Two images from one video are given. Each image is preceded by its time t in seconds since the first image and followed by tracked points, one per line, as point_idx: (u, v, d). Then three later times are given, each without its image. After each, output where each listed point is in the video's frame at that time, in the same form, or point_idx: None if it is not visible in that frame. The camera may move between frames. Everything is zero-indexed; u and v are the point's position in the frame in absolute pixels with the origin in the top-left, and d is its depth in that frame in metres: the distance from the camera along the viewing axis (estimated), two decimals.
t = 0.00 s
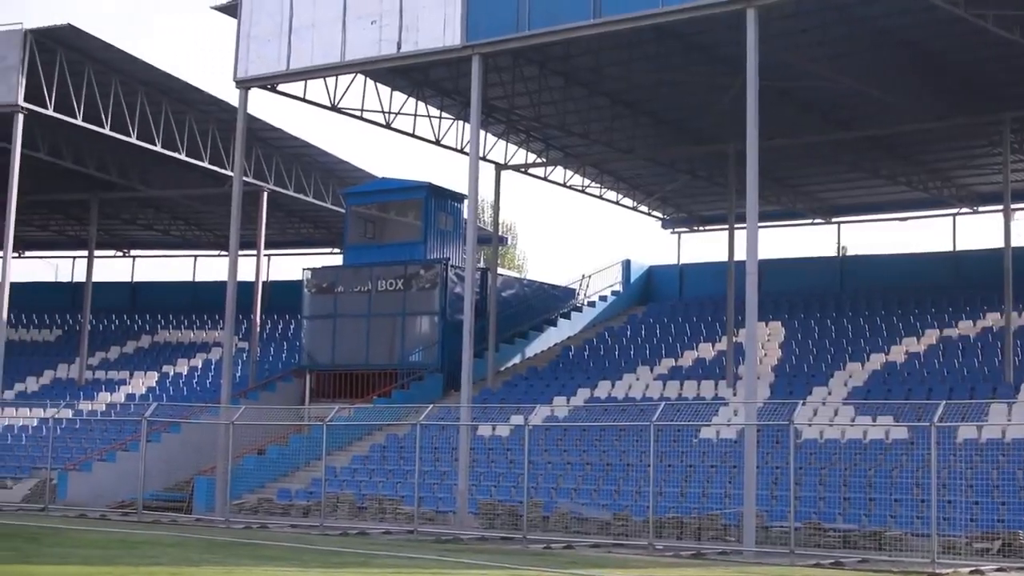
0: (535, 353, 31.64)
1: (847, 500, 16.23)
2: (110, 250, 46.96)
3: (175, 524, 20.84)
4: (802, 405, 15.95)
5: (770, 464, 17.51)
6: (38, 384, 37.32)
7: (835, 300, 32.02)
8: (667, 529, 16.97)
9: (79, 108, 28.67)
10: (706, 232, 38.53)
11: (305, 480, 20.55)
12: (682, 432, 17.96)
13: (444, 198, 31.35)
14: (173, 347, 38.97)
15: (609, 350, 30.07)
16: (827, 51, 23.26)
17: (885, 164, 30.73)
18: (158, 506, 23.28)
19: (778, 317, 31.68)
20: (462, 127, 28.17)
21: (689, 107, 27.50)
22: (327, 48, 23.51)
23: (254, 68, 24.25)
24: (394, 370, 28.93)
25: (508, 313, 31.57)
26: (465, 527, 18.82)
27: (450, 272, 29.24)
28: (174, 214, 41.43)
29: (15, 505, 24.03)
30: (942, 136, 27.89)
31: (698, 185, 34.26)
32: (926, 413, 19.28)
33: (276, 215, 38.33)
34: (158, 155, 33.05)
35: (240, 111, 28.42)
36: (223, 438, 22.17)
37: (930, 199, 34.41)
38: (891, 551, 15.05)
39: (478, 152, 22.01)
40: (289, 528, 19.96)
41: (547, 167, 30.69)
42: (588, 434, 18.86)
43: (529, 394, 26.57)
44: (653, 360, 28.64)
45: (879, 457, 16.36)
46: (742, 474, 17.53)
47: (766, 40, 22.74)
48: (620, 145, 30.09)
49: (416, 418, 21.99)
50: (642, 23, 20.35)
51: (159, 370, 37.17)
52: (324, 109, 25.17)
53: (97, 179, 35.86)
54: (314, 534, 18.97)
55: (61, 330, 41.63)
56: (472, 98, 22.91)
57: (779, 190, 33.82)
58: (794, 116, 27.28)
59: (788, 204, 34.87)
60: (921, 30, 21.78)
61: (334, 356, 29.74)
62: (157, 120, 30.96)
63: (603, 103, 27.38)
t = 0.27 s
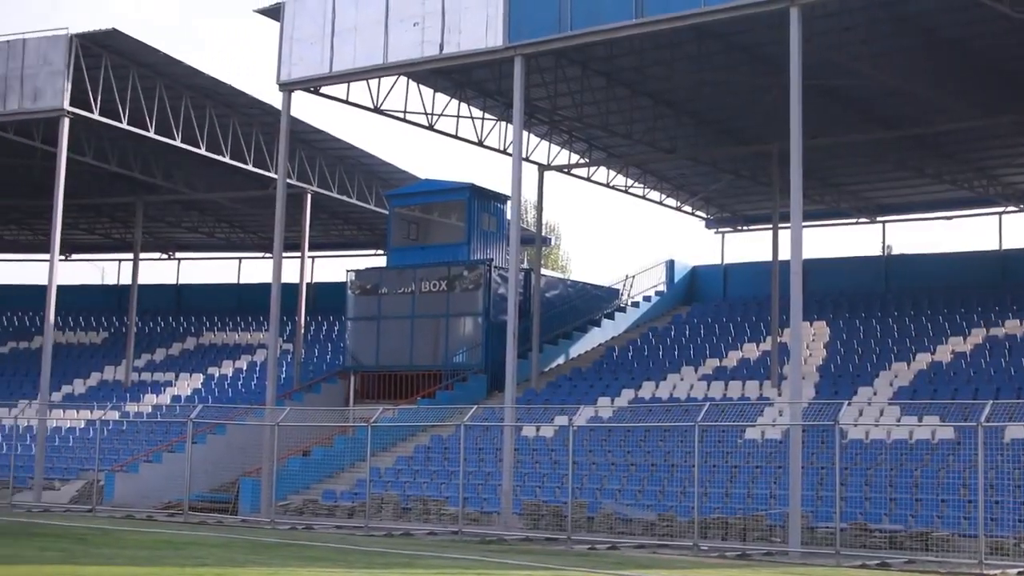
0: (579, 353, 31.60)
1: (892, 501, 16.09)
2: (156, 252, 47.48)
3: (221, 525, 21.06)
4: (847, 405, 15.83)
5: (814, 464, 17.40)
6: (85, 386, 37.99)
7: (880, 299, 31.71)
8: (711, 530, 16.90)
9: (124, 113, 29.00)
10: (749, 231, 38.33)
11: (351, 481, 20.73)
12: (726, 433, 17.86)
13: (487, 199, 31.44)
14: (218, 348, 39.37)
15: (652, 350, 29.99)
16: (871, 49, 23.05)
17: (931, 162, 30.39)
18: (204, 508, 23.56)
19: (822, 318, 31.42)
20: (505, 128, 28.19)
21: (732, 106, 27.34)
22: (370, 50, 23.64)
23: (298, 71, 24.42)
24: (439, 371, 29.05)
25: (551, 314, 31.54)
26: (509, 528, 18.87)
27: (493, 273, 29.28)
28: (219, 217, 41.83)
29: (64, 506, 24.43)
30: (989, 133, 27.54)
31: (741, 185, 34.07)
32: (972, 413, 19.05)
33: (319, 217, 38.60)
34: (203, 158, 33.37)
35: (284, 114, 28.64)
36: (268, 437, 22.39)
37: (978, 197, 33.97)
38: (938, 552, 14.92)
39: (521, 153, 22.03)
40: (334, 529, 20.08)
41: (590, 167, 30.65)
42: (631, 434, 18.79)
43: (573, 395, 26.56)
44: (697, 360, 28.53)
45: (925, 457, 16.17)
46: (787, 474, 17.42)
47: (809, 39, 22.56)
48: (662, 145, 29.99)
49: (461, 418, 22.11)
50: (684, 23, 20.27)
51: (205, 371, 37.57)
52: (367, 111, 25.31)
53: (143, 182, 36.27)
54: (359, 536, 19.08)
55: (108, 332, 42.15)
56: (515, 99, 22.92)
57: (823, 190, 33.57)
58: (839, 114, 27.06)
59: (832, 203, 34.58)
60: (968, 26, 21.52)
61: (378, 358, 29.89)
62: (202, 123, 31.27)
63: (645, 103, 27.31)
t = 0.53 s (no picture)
0: (623, 353, 31.50)
1: (939, 502, 16.05)
2: (201, 255, 47.96)
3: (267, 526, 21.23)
4: (892, 404, 15.71)
5: (860, 464, 17.33)
6: (131, 388, 38.25)
7: (926, 298, 31.38)
8: (755, 530, 16.82)
9: (169, 116, 29.31)
10: (792, 231, 38.09)
11: (394, 482, 20.87)
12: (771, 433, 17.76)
13: (529, 200, 31.48)
14: (262, 349, 39.69)
15: (696, 350, 29.88)
16: (915, 47, 22.83)
17: (977, 160, 30.05)
18: (249, 509, 23.78)
19: (867, 317, 31.10)
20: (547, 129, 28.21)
21: (774, 106, 27.18)
22: (413, 52, 23.73)
23: (340, 73, 24.57)
24: (483, 372, 29.11)
25: (594, 314, 31.51)
26: (553, 529, 18.72)
27: (536, 274, 29.29)
28: (262, 219, 42.18)
29: (110, 507, 24.71)
30: None
31: (784, 184, 33.86)
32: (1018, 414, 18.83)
33: (362, 219, 38.81)
34: (246, 161, 33.66)
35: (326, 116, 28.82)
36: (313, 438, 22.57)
37: None
38: (985, 552, 14.86)
39: (563, 154, 22.04)
40: (378, 530, 20.12)
41: (633, 167, 30.59)
42: (675, 435, 18.73)
43: (616, 395, 26.51)
44: (741, 360, 28.39)
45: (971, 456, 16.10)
46: (832, 475, 17.31)
47: (852, 38, 22.39)
48: (705, 145, 29.87)
49: (503, 418, 22.18)
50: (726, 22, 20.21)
51: (249, 372, 37.89)
52: (410, 113, 25.41)
53: (187, 185, 36.63)
54: (403, 536, 19.14)
55: (152, 333, 42.64)
56: (557, 99, 22.92)
57: (867, 189, 33.29)
58: (883, 113, 26.82)
59: (876, 202, 34.29)
60: (1014, 23, 21.26)
61: (422, 358, 30.01)
62: (245, 126, 31.55)
63: (687, 102, 27.20)
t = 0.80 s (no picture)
0: (667, 353, 31.38)
1: (986, 502, 15.88)
2: (245, 257, 48.36)
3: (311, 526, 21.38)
4: (938, 404, 15.57)
5: (905, 465, 17.15)
6: (176, 390, 38.52)
7: (972, 298, 31.02)
8: (800, 531, 16.76)
9: (213, 119, 29.61)
10: (837, 231, 37.80)
11: (438, 483, 21.00)
12: (816, 433, 17.57)
13: (572, 200, 31.47)
14: (306, 351, 39.96)
15: (740, 350, 29.73)
16: (960, 44, 22.59)
17: None
18: (294, 510, 23.97)
19: (912, 317, 30.74)
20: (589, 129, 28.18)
21: (818, 105, 27.00)
22: (455, 53, 23.82)
23: (383, 75, 24.71)
24: (526, 373, 29.13)
25: (637, 315, 31.45)
26: (596, 530, 18.85)
27: (579, 275, 29.28)
28: (305, 221, 42.48)
29: (156, 508, 25.03)
30: None
31: (828, 183, 33.62)
32: None
33: (405, 220, 38.97)
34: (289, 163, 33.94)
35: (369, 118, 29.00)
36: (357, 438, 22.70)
37: None
38: None
39: (606, 155, 22.04)
40: (422, 531, 20.17)
41: (676, 168, 30.49)
42: (719, 436, 18.70)
43: (660, 396, 26.45)
44: (785, 360, 28.19)
45: (1018, 456, 15.90)
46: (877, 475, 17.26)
47: (896, 36, 22.19)
48: (748, 145, 29.71)
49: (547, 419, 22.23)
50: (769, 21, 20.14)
51: (293, 374, 38.15)
52: (452, 114, 25.50)
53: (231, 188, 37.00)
54: (446, 538, 19.18)
55: (197, 336, 43.09)
56: (599, 100, 22.91)
57: (912, 188, 32.97)
58: (928, 111, 26.55)
59: (922, 201, 33.93)
60: None
61: (465, 360, 30.10)
62: (289, 129, 31.79)
63: (730, 102, 27.09)
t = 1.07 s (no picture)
0: (707, 354, 31.26)
1: None
2: (285, 259, 48.70)
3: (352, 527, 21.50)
4: (981, 403, 15.36)
5: (947, 466, 16.98)
6: (217, 391, 38.80)
7: (1016, 297, 30.65)
8: (842, 531, 16.63)
9: (252, 122, 29.87)
10: (877, 230, 37.50)
11: (478, 484, 21.02)
12: (857, 433, 17.45)
13: (612, 200, 31.44)
14: (346, 352, 40.18)
15: (780, 350, 29.55)
16: (1003, 41, 22.35)
17: None
18: (336, 510, 24.14)
19: (955, 317, 30.41)
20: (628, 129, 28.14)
21: (858, 103, 26.80)
22: (493, 54, 23.87)
23: (421, 76, 24.81)
24: (566, 374, 29.12)
25: (677, 315, 31.36)
26: (637, 530, 18.68)
27: (619, 275, 29.24)
28: (345, 223, 42.72)
29: (198, 509, 25.29)
30: None
31: (869, 182, 33.36)
32: None
33: (443, 222, 39.09)
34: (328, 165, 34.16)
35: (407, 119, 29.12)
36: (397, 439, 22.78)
37: None
38: None
39: (645, 155, 22.01)
40: (462, 531, 20.21)
41: (715, 168, 30.37)
42: (760, 436, 18.60)
43: (700, 397, 26.36)
44: (826, 360, 28.00)
45: None
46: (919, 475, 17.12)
47: (937, 33, 22.00)
48: (788, 144, 29.54)
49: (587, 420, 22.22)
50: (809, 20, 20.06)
51: (334, 375, 38.36)
52: (491, 115, 25.55)
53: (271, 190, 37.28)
54: (487, 538, 19.23)
55: (238, 337, 43.46)
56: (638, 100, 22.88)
57: (954, 187, 32.65)
58: (970, 109, 26.29)
59: (964, 199, 33.59)
60: None
61: (505, 360, 30.16)
62: (328, 131, 31.99)
63: (769, 102, 26.97)
